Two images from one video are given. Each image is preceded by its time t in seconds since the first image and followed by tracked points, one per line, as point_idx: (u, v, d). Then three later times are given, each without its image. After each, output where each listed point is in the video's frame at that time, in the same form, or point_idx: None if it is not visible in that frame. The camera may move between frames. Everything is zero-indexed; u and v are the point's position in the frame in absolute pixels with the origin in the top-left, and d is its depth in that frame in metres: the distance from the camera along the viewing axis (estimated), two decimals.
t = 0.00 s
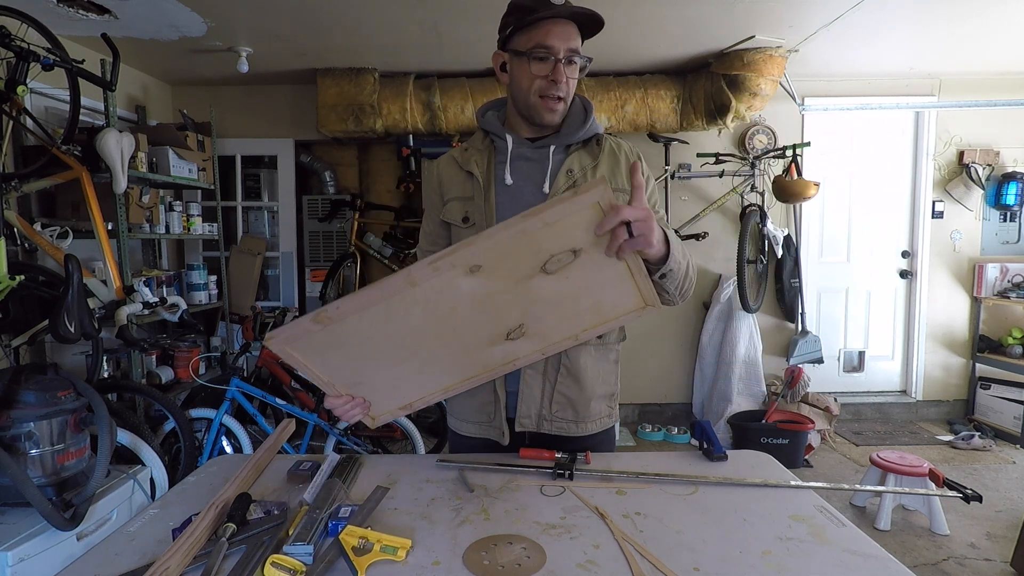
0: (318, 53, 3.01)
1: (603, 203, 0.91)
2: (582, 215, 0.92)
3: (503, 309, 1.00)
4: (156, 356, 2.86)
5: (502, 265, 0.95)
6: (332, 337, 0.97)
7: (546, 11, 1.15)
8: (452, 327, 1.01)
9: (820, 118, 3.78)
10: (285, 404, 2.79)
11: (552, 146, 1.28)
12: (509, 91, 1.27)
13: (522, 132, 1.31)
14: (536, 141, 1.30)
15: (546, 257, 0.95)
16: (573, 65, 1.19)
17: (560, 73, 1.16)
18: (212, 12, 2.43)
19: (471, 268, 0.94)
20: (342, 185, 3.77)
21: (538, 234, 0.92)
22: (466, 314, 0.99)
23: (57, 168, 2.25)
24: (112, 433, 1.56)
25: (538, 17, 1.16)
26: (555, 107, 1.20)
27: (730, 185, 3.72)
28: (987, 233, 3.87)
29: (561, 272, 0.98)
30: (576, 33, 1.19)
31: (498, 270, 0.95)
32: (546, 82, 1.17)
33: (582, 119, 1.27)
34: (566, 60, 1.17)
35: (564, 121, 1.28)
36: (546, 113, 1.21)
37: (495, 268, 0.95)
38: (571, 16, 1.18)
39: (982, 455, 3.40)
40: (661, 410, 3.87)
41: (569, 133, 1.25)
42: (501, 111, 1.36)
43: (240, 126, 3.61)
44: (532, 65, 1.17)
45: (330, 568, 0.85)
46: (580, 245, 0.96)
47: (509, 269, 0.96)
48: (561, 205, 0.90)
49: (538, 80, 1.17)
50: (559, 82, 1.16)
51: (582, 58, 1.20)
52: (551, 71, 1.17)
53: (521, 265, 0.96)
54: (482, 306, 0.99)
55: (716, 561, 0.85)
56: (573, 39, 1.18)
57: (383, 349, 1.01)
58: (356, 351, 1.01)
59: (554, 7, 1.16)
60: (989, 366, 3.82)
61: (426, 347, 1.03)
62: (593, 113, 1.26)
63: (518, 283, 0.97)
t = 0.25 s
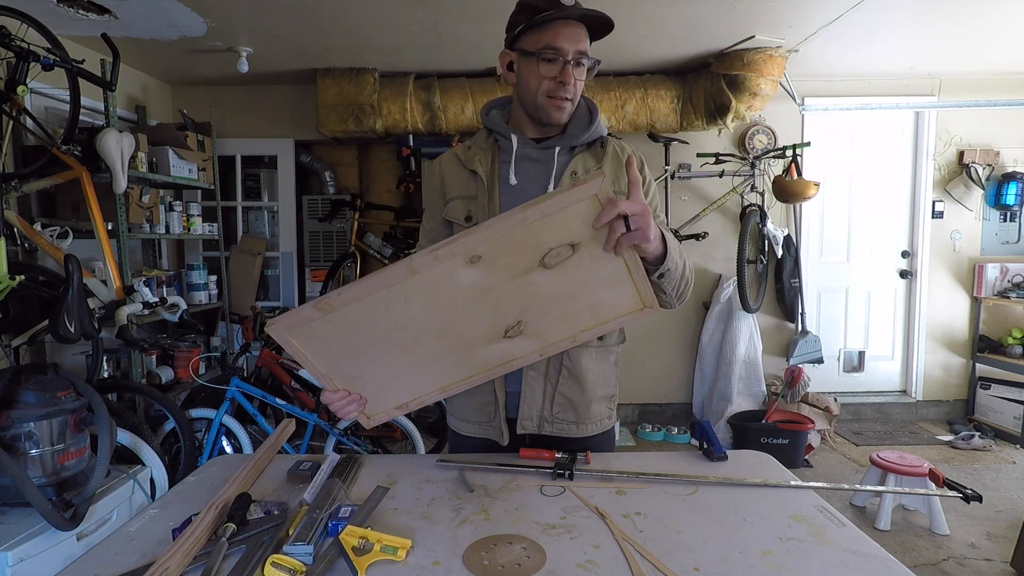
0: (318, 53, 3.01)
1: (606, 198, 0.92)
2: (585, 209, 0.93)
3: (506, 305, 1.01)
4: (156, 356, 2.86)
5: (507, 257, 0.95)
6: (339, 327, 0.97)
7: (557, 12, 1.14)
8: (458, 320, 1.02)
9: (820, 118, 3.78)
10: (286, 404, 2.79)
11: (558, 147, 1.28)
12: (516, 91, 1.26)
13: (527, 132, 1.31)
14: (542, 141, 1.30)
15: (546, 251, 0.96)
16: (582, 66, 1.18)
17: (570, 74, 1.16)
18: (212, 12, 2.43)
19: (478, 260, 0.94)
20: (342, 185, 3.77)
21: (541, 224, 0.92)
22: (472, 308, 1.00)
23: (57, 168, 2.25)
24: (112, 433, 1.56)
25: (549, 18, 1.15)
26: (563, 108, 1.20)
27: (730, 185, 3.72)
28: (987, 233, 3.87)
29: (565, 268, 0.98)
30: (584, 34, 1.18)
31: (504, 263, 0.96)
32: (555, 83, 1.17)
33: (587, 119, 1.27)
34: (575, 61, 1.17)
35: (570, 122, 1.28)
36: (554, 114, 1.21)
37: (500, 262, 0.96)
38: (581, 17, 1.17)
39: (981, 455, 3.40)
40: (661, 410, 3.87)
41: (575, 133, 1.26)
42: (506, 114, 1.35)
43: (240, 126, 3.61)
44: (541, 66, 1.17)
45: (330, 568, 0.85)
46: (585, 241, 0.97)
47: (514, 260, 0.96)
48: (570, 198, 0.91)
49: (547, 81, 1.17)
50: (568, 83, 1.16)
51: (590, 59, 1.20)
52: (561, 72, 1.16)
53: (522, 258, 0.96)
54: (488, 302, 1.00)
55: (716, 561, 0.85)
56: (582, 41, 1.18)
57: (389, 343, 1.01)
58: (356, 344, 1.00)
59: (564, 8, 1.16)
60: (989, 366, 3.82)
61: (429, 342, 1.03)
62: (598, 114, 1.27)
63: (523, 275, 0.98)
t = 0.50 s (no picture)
0: (318, 53, 3.01)
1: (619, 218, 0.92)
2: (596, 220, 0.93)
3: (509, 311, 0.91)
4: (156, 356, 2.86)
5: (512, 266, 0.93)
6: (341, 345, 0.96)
7: (565, 32, 1.11)
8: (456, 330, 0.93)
9: (820, 118, 3.78)
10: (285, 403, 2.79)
11: (554, 147, 1.28)
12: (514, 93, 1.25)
13: (524, 131, 1.32)
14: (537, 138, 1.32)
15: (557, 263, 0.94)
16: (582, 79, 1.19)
17: (571, 91, 1.18)
18: (212, 12, 2.43)
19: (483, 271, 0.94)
20: (342, 185, 3.77)
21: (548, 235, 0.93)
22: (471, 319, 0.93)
23: (57, 168, 2.25)
24: (112, 433, 1.56)
25: (554, 36, 1.11)
26: (563, 119, 1.23)
27: (730, 185, 3.72)
28: (987, 233, 3.87)
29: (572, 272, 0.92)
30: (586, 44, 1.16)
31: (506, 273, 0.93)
32: (556, 100, 1.19)
33: (583, 120, 1.29)
34: (578, 76, 1.17)
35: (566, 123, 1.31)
36: (553, 124, 1.24)
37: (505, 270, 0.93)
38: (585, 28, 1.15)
39: (982, 455, 3.40)
40: (661, 410, 3.87)
41: (571, 135, 1.27)
42: (502, 112, 1.35)
43: (240, 126, 3.61)
44: (544, 83, 1.17)
45: (330, 568, 0.85)
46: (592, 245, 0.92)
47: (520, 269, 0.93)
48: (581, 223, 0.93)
49: (549, 97, 1.18)
50: (569, 100, 1.19)
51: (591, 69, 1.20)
52: (563, 89, 1.17)
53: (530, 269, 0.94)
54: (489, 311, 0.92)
55: (716, 561, 0.85)
56: (586, 55, 1.16)
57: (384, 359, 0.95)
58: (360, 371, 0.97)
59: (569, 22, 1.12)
60: (989, 366, 3.82)
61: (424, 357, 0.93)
62: (594, 115, 1.29)
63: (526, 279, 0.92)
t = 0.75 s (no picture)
0: (319, 53, 3.01)
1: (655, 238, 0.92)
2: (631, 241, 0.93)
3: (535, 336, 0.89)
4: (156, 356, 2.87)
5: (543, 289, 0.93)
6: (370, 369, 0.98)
7: (564, 31, 1.11)
8: (480, 357, 0.91)
9: (820, 118, 3.78)
10: (285, 404, 2.79)
11: (555, 147, 1.28)
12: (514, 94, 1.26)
13: (524, 132, 1.32)
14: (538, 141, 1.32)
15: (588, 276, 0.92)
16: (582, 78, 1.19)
17: (572, 89, 1.17)
18: (212, 12, 2.43)
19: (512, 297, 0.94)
20: (343, 185, 3.77)
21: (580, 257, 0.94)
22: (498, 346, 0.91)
23: (57, 168, 2.25)
24: (112, 433, 1.56)
25: (554, 33, 1.12)
26: (563, 119, 1.22)
27: (730, 185, 3.72)
28: (987, 234, 3.87)
29: (602, 296, 0.89)
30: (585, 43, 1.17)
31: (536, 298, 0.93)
32: (557, 99, 1.18)
33: (583, 120, 1.29)
34: (577, 76, 1.17)
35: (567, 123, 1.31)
36: (554, 124, 1.23)
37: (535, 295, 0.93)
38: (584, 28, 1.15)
39: (982, 455, 3.40)
40: (661, 409, 3.88)
41: (571, 135, 1.28)
42: (502, 115, 1.35)
43: (240, 126, 3.61)
44: (544, 82, 1.17)
45: (330, 568, 0.85)
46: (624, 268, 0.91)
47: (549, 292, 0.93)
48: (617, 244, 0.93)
49: (549, 97, 1.18)
50: (569, 99, 1.18)
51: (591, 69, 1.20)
52: (563, 88, 1.17)
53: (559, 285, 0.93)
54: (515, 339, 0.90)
55: (715, 561, 0.85)
56: (585, 54, 1.17)
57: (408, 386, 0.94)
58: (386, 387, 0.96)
59: (568, 21, 1.12)
60: (989, 366, 3.82)
61: (447, 384, 0.91)
62: (594, 115, 1.29)
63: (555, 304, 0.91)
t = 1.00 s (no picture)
0: (318, 53, 3.01)
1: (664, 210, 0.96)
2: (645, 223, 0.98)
3: (567, 334, 0.96)
4: (156, 356, 2.87)
5: (567, 287, 0.99)
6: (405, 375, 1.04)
7: (576, 22, 1.11)
8: (515, 355, 0.98)
9: (820, 118, 3.78)
10: (285, 403, 2.79)
11: (563, 148, 1.28)
12: (523, 93, 1.25)
13: (532, 132, 1.31)
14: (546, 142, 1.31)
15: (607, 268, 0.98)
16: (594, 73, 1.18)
17: (584, 83, 1.16)
18: (212, 12, 2.43)
19: (538, 295, 1.00)
20: (343, 185, 3.77)
21: (598, 247, 0.99)
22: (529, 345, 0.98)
23: (57, 168, 2.26)
24: (112, 432, 1.56)
25: (566, 25, 1.12)
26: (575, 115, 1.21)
27: (730, 185, 3.72)
28: (987, 234, 3.87)
29: (624, 287, 0.96)
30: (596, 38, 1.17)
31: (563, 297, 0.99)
32: (568, 93, 1.16)
33: (591, 124, 1.29)
34: (588, 70, 1.16)
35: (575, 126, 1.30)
36: (565, 121, 1.22)
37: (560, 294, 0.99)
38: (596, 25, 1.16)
39: (981, 455, 3.40)
40: (661, 409, 3.88)
41: (580, 137, 1.27)
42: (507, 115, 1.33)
43: (240, 126, 3.61)
44: (555, 75, 1.15)
45: (330, 568, 0.85)
46: (642, 257, 0.97)
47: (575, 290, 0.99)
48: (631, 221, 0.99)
49: (560, 90, 1.16)
50: (581, 93, 1.17)
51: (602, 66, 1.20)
52: (574, 82, 1.16)
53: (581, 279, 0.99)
54: (547, 336, 0.97)
55: (715, 561, 0.85)
56: (596, 50, 1.17)
57: (447, 389, 1.01)
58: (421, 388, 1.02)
59: (579, 15, 1.13)
60: (989, 366, 3.82)
61: (488, 384, 0.98)
62: (603, 119, 1.29)
63: (582, 302, 0.97)
